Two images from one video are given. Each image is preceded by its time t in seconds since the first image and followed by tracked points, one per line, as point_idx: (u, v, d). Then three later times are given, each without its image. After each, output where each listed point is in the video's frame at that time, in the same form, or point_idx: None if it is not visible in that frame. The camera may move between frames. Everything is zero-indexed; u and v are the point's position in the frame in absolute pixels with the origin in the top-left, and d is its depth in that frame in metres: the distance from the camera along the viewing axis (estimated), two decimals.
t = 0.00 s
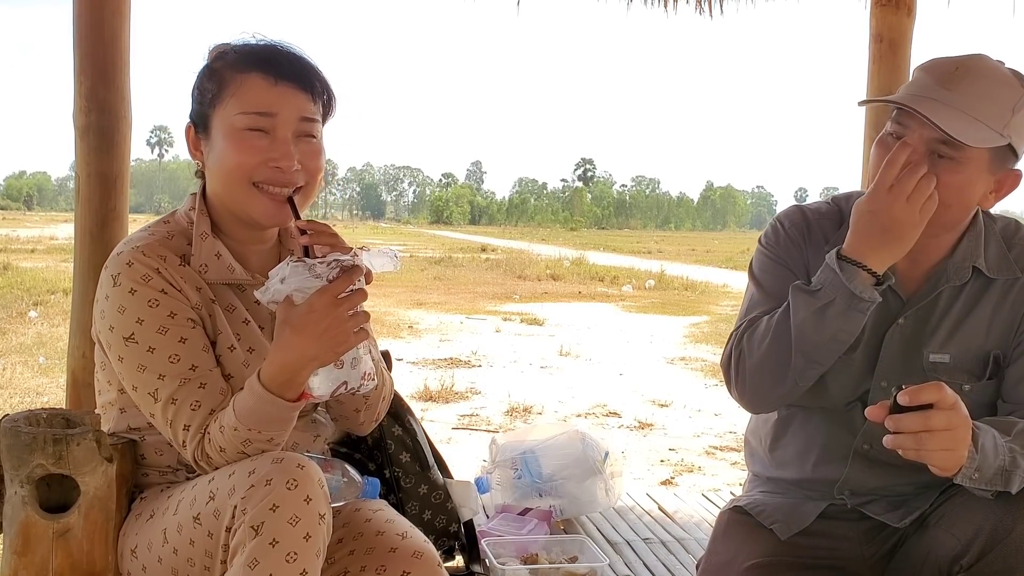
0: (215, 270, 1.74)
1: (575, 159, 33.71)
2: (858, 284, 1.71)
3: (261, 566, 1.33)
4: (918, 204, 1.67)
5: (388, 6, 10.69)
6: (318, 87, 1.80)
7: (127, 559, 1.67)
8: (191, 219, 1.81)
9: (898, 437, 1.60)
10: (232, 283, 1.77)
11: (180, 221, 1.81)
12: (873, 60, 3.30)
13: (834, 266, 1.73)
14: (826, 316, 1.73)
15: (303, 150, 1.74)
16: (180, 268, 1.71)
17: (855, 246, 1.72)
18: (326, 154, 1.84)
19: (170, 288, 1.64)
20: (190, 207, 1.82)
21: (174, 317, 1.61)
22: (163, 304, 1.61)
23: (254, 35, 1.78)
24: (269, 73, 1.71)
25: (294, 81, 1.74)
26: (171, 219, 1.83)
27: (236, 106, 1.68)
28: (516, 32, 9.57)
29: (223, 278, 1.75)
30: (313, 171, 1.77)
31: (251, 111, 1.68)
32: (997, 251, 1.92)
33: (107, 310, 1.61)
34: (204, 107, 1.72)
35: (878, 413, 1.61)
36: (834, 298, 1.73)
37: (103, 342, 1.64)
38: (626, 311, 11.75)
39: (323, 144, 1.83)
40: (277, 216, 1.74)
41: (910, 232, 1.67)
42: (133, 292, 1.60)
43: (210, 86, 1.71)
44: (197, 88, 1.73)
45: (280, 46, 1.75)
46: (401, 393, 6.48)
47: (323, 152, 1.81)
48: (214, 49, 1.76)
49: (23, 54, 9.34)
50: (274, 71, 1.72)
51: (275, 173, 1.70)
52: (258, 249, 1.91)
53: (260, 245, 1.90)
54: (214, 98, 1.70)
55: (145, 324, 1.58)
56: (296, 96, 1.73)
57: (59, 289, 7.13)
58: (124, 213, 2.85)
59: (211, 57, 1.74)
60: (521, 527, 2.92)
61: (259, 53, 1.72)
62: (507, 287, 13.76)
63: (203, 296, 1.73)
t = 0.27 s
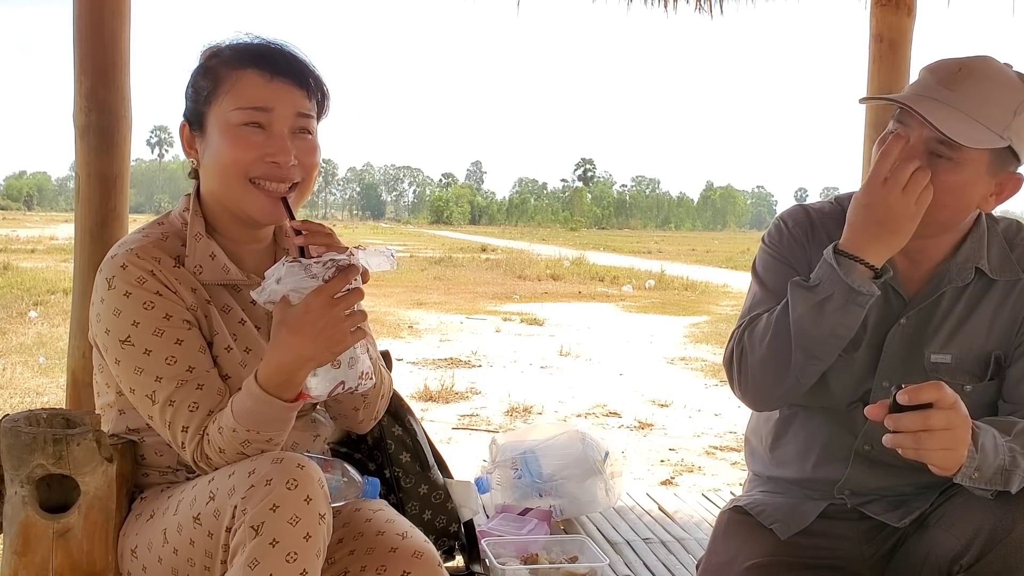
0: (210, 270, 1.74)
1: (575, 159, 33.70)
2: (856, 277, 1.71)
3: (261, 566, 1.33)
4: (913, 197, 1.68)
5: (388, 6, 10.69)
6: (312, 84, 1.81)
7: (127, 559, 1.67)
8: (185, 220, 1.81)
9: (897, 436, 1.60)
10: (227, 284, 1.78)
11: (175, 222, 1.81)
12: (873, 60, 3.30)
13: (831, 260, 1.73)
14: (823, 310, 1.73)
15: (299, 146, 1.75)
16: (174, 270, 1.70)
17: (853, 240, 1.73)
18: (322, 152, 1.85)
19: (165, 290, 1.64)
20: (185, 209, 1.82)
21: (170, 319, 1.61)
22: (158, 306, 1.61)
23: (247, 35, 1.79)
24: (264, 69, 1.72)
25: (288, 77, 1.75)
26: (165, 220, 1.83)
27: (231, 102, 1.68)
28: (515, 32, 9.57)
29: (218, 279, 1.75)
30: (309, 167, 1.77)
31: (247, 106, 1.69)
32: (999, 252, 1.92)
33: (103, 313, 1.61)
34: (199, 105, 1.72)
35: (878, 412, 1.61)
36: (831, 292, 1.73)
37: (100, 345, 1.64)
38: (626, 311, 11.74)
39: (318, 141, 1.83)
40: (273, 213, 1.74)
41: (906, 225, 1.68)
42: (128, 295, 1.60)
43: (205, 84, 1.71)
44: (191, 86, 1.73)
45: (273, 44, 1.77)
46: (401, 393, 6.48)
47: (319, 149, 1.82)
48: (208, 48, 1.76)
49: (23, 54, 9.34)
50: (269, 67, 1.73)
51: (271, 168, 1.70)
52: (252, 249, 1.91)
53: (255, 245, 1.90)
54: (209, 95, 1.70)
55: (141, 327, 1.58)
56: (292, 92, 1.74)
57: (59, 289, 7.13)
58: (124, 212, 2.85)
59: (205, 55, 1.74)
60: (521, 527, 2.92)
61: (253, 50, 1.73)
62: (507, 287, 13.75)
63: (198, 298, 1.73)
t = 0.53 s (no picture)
0: (199, 271, 1.74)
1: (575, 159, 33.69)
2: (850, 275, 1.71)
3: (260, 566, 1.33)
4: (914, 196, 1.68)
5: (388, 6, 10.69)
6: (300, 81, 1.81)
7: (127, 559, 1.67)
8: (174, 221, 1.81)
9: (897, 436, 1.60)
10: (218, 283, 1.78)
11: (164, 224, 1.81)
12: (873, 60, 3.30)
13: (826, 259, 1.73)
14: (818, 307, 1.73)
15: (287, 142, 1.75)
16: (164, 272, 1.71)
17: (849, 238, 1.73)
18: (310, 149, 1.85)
19: (155, 292, 1.64)
20: (173, 209, 1.82)
21: (160, 321, 1.61)
22: (148, 309, 1.61)
23: (235, 31, 1.79)
24: (251, 65, 1.72)
25: (277, 73, 1.75)
26: (154, 222, 1.83)
27: (219, 99, 1.68)
28: (515, 32, 9.57)
29: (208, 279, 1.75)
30: (298, 164, 1.77)
31: (235, 103, 1.69)
32: (999, 252, 1.92)
33: (94, 318, 1.61)
34: (187, 102, 1.72)
35: (877, 411, 1.61)
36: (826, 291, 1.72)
37: (92, 349, 1.64)
38: (626, 311, 11.73)
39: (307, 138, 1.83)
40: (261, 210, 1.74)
41: (903, 223, 1.68)
42: (117, 298, 1.60)
43: (192, 81, 1.71)
44: (178, 83, 1.73)
45: (262, 40, 1.77)
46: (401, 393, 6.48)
47: (307, 145, 1.82)
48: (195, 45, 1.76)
49: (23, 54, 9.34)
50: (257, 64, 1.73)
51: (260, 165, 1.70)
52: (244, 248, 1.91)
53: (247, 243, 1.90)
54: (196, 92, 1.70)
55: (132, 330, 1.58)
56: (280, 88, 1.74)
57: (59, 289, 7.13)
58: (124, 212, 2.85)
59: (192, 52, 1.74)
60: (521, 527, 2.92)
61: (241, 47, 1.73)
62: (507, 287, 13.75)
63: (189, 299, 1.73)
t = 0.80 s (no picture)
0: (191, 272, 1.74)
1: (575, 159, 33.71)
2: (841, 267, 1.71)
3: (258, 566, 1.33)
4: (906, 190, 1.68)
5: (388, 6, 10.70)
6: (286, 77, 1.81)
7: (126, 560, 1.67)
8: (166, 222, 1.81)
9: (898, 436, 1.60)
10: (211, 284, 1.78)
11: (156, 225, 1.81)
12: (873, 60, 3.30)
13: (818, 252, 1.73)
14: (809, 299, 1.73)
15: (276, 140, 1.75)
16: (155, 273, 1.71)
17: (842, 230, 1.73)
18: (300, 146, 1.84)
19: (146, 294, 1.65)
20: (165, 211, 1.82)
21: (152, 323, 1.61)
22: (139, 311, 1.61)
23: (218, 30, 1.80)
24: (235, 63, 1.72)
25: (261, 70, 1.75)
26: (147, 223, 1.83)
27: (205, 99, 1.68)
28: (515, 32, 9.57)
29: (199, 279, 1.75)
30: (287, 162, 1.77)
31: (221, 101, 1.69)
32: (999, 252, 1.92)
33: (86, 320, 1.61)
34: (174, 104, 1.73)
35: (879, 412, 1.62)
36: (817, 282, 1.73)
37: (85, 351, 1.65)
38: (626, 311, 11.74)
39: (296, 135, 1.83)
40: (251, 209, 1.74)
41: (895, 217, 1.68)
42: (108, 301, 1.60)
43: (179, 83, 1.72)
44: (165, 87, 1.74)
45: (245, 38, 1.77)
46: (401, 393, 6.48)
47: (296, 142, 1.82)
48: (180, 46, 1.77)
49: (23, 55, 9.34)
50: (241, 61, 1.73)
51: (248, 163, 1.70)
52: (239, 249, 1.90)
53: (241, 244, 1.90)
54: (182, 93, 1.71)
55: (123, 332, 1.59)
56: (265, 85, 1.74)
57: (59, 289, 7.14)
58: (125, 212, 2.85)
59: (177, 53, 1.74)
60: (521, 527, 2.92)
61: (224, 45, 1.73)
62: (507, 288, 13.76)
63: (180, 300, 1.73)
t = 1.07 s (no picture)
0: (192, 272, 1.74)
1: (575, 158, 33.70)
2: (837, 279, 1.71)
3: (258, 566, 1.33)
4: (908, 203, 1.66)
5: (388, 6, 10.70)
6: (290, 78, 1.81)
7: (127, 559, 1.67)
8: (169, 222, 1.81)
9: (900, 436, 1.60)
10: (213, 285, 1.77)
11: (158, 224, 1.81)
12: (874, 60, 3.29)
13: (813, 258, 1.73)
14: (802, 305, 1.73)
15: (278, 142, 1.74)
16: (156, 273, 1.71)
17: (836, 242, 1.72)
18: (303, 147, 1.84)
19: (147, 294, 1.64)
20: (168, 210, 1.82)
21: (153, 322, 1.61)
22: (141, 310, 1.61)
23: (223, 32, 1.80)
24: (238, 65, 1.72)
25: (264, 71, 1.75)
26: (150, 223, 1.83)
27: (208, 99, 1.68)
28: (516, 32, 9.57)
29: (200, 279, 1.75)
30: (289, 164, 1.77)
31: (223, 102, 1.69)
32: (999, 252, 1.92)
33: (87, 319, 1.61)
34: (178, 105, 1.73)
35: (881, 411, 1.61)
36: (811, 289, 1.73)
37: (86, 350, 1.65)
38: (626, 311, 11.74)
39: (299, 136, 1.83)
40: (253, 211, 1.73)
41: (895, 230, 1.66)
42: (110, 300, 1.60)
43: (182, 84, 1.72)
44: (169, 88, 1.74)
45: (248, 40, 1.77)
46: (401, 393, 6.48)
47: (300, 144, 1.81)
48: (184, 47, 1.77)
49: (23, 54, 9.33)
50: (244, 62, 1.73)
51: (250, 165, 1.70)
52: (241, 251, 1.90)
53: (244, 247, 1.90)
54: (186, 94, 1.71)
55: (124, 331, 1.59)
56: (268, 86, 1.74)
57: (59, 289, 7.14)
58: (125, 213, 2.85)
59: (182, 55, 1.75)
60: (521, 527, 2.91)
61: (228, 46, 1.73)
62: (507, 287, 13.76)
63: (182, 300, 1.73)
